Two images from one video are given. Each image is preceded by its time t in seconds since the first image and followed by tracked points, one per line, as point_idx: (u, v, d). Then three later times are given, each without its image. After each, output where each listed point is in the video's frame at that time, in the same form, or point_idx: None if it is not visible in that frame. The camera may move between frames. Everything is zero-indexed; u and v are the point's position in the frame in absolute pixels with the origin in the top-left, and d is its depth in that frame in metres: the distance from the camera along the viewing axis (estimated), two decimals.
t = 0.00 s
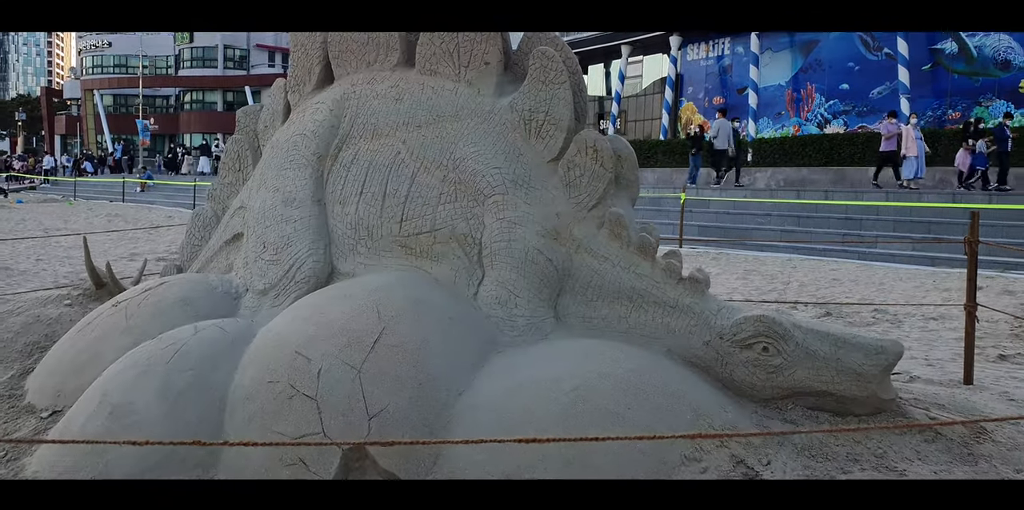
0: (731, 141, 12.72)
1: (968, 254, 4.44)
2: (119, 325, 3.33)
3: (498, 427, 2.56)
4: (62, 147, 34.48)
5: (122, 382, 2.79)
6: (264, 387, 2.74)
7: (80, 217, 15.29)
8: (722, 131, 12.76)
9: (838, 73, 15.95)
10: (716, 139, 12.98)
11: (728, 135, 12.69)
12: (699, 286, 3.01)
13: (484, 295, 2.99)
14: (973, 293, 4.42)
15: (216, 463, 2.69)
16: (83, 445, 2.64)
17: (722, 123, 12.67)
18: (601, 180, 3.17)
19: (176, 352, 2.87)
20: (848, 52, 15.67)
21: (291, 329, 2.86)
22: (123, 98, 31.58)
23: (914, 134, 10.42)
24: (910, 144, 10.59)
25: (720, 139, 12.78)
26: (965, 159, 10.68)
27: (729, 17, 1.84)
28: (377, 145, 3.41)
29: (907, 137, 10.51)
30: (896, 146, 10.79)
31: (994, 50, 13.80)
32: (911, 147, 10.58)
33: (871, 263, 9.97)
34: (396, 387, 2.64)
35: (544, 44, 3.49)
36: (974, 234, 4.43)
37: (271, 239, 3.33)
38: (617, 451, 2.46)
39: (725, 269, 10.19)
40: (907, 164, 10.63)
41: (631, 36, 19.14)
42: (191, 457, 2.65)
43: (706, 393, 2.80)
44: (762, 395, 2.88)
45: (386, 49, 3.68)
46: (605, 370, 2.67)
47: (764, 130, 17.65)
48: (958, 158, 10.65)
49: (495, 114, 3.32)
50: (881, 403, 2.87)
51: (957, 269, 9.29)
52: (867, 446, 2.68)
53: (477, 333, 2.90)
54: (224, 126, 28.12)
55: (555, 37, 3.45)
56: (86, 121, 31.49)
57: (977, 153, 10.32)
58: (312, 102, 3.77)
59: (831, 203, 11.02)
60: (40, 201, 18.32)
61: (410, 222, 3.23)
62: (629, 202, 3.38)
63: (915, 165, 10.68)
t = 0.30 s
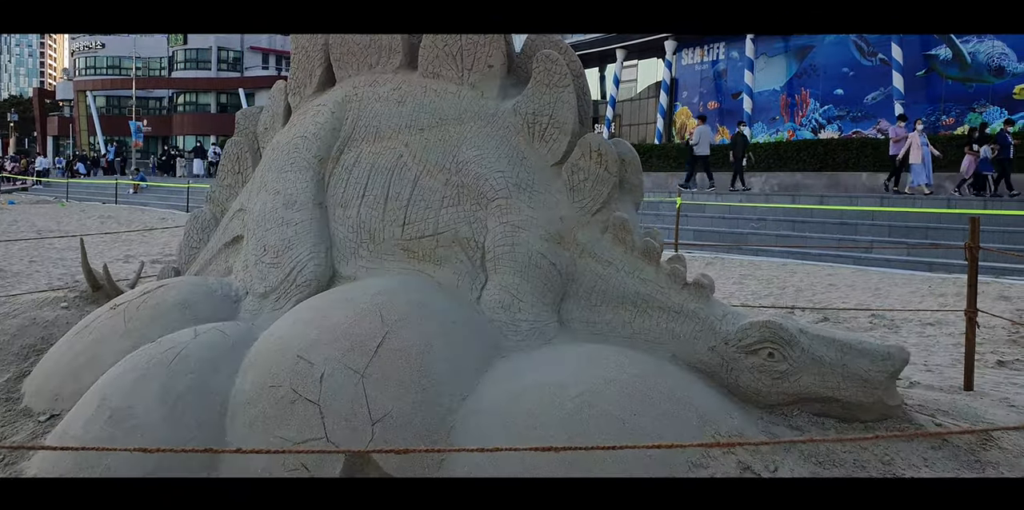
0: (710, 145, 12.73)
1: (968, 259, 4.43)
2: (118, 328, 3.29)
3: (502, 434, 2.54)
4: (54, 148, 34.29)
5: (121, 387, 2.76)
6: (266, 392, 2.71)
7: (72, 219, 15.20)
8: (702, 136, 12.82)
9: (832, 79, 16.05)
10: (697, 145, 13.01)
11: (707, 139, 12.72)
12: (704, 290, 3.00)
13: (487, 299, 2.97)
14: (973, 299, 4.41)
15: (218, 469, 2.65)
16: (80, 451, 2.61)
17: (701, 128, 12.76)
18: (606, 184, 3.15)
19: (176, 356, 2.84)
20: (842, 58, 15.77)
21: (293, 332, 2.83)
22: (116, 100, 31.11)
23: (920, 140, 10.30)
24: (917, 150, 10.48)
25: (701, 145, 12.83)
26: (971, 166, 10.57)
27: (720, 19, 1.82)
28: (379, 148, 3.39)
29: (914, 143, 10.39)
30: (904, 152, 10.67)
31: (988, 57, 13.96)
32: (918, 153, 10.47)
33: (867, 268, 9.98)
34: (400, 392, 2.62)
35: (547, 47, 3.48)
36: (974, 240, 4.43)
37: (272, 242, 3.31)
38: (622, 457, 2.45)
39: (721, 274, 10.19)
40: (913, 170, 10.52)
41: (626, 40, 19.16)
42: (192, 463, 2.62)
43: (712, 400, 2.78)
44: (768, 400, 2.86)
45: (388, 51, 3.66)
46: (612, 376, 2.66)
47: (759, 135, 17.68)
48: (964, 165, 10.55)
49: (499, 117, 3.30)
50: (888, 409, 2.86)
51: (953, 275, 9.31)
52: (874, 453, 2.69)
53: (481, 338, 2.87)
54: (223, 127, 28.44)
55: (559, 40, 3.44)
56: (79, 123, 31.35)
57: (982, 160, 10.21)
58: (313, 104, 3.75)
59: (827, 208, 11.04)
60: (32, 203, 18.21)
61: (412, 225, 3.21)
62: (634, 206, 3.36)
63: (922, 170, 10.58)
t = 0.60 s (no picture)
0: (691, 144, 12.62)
1: (972, 261, 4.44)
2: (122, 330, 3.27)
3: (512, 436, 2.53)
4: (49, 148, 34.13)
5: (126, 389, 2.73)
6: (273, 394, 2.70)
7: (68, 219, 15.11)
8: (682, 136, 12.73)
9: (830, 80, 15.98)
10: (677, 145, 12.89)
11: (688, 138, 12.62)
12: (712, 293, 2.99)
13: (494, 301, 2.96)
14: (977, 300, 4.41)
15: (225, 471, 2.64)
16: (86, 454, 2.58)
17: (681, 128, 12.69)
18: (614, 185, 3.14)
19: (182, 357, 2.82)
20: (840, 59, 15.81)
21: (301, 333, 2.82)
22: (111, 100, 30.96)
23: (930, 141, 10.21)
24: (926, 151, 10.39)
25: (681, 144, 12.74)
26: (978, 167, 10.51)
27: (725, 21, 1.82)
28: (385, 149, 3.37)
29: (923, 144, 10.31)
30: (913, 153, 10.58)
31: (984, 59, 13.89)
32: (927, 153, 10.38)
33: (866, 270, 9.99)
34: (408, 395, 2.61)
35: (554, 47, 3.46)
36: (978, 242, 4.43)
37: (277, 243, 3.29)
38: (633, 459, 2.43)
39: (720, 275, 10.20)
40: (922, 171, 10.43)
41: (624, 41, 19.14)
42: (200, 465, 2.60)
43: (723, 402, 2.78)
44: (777, 402, 2.86)
45: (393, 51, 3.63)
46: (622, 378, 2.65)
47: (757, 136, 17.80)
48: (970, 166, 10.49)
49: (506, 118, 3.29)
50: (897, 412, 2.86)
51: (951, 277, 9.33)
52: (885, 456, 2.73)
53: (489, 339, 2.86)
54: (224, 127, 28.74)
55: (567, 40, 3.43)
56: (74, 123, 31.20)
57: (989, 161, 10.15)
58: (318, 105, 3.73)
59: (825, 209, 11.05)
60: (26, 203, 18.13)
61: (418, 226, 3.20)
62: (641, 208, 3.35)
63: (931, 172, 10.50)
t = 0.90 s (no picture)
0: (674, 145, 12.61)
1: (976, 260, 4.44)
2: (127, 328, 3.25)
3: (522, 435, 2.52)
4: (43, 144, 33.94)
5: (133, 387, 2.72)
6: (282, 393, 2.69)
7: (63, 217, 15.03)
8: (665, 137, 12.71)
9: (826, 80, 15.93)
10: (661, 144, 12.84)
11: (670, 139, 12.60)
12: (721, 291, 2.99)
13: (503, 300, 2.95)
14: (981, 299, 4.41)
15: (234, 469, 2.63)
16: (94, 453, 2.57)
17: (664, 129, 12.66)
18: (622, 184, 3.14)
19: (189, 356, 2.81)
20: (836, 59, 15.78)
21: (309, 331, 2.82)
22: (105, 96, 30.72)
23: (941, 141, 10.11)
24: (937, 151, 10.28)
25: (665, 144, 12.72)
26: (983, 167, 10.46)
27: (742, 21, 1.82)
28: (392, 146, 3.36)
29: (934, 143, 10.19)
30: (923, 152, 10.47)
31: (980, 59, 13.58)
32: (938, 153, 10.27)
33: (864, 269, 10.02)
34: (418, 393, 2.60)
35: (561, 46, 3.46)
36: (982, 241, 4.43)
37: (283, 241, 3.28)
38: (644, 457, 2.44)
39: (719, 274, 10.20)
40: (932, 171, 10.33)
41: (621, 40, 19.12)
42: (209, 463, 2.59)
43: (733, 400, 2.79)
44: (786, 402, 2.87)
45: (399, 49, 3.61)
46: (632, 378, 2.65)
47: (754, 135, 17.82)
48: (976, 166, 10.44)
49: (515, 116, 3.28)
50: (908, 412, 2.86)
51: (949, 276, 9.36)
52: (897, 457, 2.78)
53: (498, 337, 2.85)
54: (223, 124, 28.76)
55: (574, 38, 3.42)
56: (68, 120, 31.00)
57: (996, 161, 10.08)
58: (323, 102, 3.71)
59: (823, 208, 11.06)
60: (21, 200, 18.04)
61: (426, 225, 3.19)
62: (649, 207, 3.35)
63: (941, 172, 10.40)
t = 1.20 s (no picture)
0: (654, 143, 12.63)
1: (972, 258, 4.46)
2: (123, 328, 3.22)
3: (526, 434, 2.52)
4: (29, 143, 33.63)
5: (132, 387, 2.69)
6: (283, 393, 2.67)
7: (51, 216, 14.89)
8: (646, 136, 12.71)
9: (814, 79, 16.01)
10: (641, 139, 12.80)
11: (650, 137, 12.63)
12: (722, 289, 2.99)
13: (504, 299, 2.95)
14: (977, 297, 4.43)
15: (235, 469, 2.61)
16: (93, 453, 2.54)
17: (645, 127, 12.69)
18: (622, 182, 3.14)
19: (188, 356, 2.79)
20: (825, 58, 15.83)
21: (310, 331, 2.80)
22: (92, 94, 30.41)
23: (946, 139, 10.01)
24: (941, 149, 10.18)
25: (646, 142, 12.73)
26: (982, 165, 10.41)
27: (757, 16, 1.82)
28: (391, 145, 3.35)
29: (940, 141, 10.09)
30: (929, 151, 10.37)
31: (968, 57, 13.81)
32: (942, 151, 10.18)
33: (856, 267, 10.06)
34: (420, 392, 2.59)
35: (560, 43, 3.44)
36: (978, 240, 4.45)
37: (282, 240, 3.26)
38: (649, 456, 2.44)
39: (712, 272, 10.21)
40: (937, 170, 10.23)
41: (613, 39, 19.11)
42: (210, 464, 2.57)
43: (734, 397, 2.79)
44: (788, 400, 2.87)
45: (397, 47, 3.60)
46: (635, 376, 2.65)
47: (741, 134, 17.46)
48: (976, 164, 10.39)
49: (515, 115, 3.27)
50: (908, 408, 2.87)
51: (940, 273, 9.41)
52: (899, 455, 2.79)
53: (499, 335, 2.85)
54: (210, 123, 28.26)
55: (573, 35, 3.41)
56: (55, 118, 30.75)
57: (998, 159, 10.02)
58: (321, 100, 3.69)
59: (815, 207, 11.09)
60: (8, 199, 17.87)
61: (426, 223, 3.18)
62: (649, 205, 3.35)
63: (945, 170, 10.31)
